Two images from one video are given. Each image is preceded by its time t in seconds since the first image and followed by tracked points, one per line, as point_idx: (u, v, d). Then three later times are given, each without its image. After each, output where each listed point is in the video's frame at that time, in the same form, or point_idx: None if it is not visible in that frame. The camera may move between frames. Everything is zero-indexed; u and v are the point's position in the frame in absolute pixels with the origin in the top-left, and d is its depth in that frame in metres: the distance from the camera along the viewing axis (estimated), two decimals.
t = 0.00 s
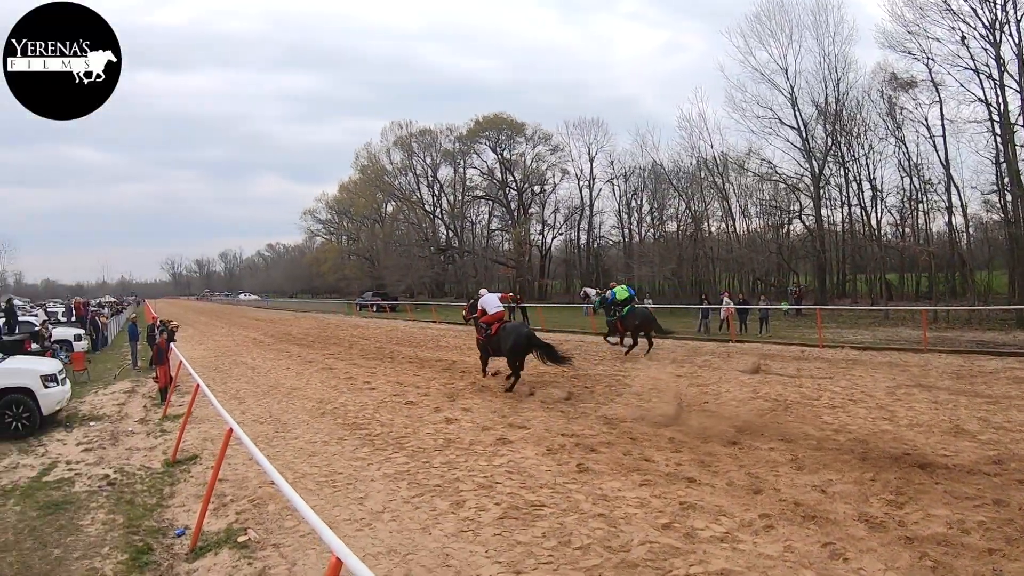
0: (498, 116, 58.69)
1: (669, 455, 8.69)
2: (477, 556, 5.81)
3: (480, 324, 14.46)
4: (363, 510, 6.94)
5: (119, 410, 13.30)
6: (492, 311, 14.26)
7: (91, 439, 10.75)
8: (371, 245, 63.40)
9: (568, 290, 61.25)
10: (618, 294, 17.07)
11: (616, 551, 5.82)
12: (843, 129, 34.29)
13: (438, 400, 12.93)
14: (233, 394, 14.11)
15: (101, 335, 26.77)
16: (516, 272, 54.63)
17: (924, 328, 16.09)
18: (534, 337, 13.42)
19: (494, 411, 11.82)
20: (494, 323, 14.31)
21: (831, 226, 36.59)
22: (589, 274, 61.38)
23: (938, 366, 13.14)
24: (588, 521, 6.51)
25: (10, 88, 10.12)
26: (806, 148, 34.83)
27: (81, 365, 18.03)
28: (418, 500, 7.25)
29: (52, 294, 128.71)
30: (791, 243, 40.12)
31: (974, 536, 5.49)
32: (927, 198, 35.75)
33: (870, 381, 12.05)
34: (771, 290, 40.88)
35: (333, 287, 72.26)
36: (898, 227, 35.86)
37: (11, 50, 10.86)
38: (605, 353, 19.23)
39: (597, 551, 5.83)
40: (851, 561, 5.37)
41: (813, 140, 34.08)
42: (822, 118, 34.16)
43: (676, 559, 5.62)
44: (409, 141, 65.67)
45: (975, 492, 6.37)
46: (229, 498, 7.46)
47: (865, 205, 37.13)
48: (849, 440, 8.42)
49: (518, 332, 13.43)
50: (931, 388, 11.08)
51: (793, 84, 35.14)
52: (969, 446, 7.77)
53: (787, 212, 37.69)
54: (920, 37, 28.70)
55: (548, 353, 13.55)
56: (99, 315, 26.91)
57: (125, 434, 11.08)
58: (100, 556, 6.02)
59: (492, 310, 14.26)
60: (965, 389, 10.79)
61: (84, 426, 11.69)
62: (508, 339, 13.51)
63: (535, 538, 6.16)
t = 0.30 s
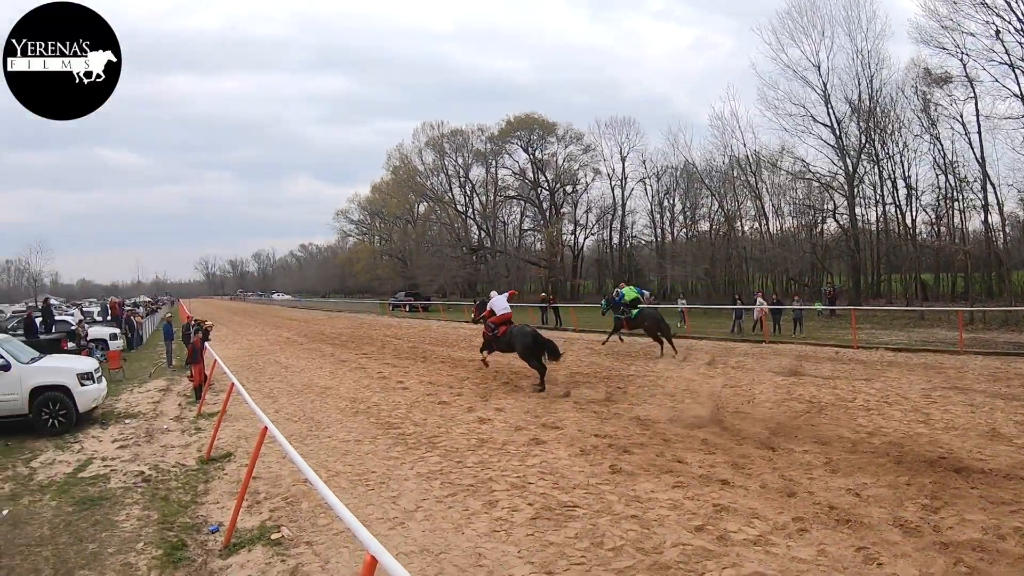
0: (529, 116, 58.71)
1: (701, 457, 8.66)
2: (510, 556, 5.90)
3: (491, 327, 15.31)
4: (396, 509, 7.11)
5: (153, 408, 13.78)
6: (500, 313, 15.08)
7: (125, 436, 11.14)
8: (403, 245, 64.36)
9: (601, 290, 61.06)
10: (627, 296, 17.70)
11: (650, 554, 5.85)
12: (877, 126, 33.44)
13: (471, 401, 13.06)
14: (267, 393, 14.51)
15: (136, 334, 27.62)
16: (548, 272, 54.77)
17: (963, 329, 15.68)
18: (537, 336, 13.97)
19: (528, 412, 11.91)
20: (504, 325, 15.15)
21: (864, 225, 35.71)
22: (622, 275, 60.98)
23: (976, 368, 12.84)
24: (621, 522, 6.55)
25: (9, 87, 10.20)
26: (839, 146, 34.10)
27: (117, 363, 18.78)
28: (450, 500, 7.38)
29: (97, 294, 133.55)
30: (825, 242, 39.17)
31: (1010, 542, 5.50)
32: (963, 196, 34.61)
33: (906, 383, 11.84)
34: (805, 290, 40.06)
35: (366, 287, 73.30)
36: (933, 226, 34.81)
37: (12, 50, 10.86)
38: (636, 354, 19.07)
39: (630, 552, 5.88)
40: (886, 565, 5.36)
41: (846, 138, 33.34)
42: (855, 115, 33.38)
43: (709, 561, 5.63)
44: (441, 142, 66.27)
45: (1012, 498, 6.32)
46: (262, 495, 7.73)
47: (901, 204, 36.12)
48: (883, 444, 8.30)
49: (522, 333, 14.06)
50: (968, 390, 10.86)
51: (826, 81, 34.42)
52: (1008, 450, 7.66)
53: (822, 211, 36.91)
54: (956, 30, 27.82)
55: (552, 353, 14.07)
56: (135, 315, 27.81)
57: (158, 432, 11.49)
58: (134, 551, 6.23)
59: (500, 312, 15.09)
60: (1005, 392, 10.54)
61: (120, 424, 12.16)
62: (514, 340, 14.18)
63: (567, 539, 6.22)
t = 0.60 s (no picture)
0: (559, 116, 58.70)
1: (732, 458, 8.60)
2: (539, 556, 5.98)
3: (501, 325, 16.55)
4: (426, 508, 7.25)
5: (185, 407, 14.22)
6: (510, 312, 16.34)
7: (158, 434, 11.55)
8: (434, 244, 65.00)
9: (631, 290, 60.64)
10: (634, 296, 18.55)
11: (680, 555, 5.86)
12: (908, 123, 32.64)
13: (501, 400, 13.17)
14: (298, 392, 14.85)
15: (167, 333, 28.45)
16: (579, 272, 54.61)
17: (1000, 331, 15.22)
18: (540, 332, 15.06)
19: (558, 412, 11.98)
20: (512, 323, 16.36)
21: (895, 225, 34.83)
22: (652, 275, 60.37)
23: (1016, 370, 12.47)
24: (652, 524, 6.57)
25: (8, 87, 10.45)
26: (871, 144, 33.36)
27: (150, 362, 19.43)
28: (481, 500, 7.49)
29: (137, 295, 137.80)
30: (857, 242, 38.21)
31: None
32: (998, 194, 33.45)
33: (940, 384, 11.60)
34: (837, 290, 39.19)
35: (397, 287, 74.16)
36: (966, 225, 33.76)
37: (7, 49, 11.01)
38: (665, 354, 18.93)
39: (660, 553, 5.90)
40: (917, 570, 5.33)
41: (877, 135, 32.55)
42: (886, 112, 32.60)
43: (740, 564, 5.62)
44: (471, 142, 66.68)
45: None
46: (294, 493, 7.96)
47: (933, 203, 35.11)
48: (916, 446, 8.16)
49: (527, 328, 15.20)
50: (1005, 393, 10.60)
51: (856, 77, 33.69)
52: None
53: (854, 210, 36.06)
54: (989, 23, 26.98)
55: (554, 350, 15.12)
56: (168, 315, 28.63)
57: (191, 430, 11.89)
58: (167, 547, 6.46)
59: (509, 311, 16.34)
60: None
61: (152, 421, 12.59)
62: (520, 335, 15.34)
63: (598, 540, 6.27)
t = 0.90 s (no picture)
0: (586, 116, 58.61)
1: (761, 460, 8.54)
2: (567, 557, 6.05)
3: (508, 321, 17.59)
4: (454, 508, 7.38)
5: (215, 405, 14.63)
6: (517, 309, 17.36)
7: (187, 432, 11.91)
8: (461, 245, 65.47)
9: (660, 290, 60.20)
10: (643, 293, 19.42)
11: (708, 558, 5.87)
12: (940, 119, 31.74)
13: (530, 401, 13.26)
14: (328, 391, 15.16)
15: (197, 332, 29.19)
16: (607, 272, 54.45)
17: None
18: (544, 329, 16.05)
19: (587, 412, 12.04)
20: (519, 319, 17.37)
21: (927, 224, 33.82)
22: (680, 275, 59.78)
23: None
24: (680, 525, 6.59)
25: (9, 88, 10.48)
26: (901, 141, 32.53)
27: (181, 361, 19.91)
28: (510, 499, 7.60)
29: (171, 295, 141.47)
30: (888, 242, 37.24)
31: None
32: None
33: (975, 386, 11.33)
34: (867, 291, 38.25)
35: (425, 287, 74.81)
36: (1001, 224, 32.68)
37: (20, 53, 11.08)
38: (691, 355, 18.79)
39: (687, 555, 5.92)
40: None
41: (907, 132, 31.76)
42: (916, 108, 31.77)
43: (768, 566, 5.62)
44: (498, 142, 66.95)
45: None
46: (323, 492, 8.17)
47: (967, 201, 34.03)
48: (948, 450, 8.01)
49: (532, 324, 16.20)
50: None
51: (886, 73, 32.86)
52: None
53: (884, 208, 35.17)
54: None
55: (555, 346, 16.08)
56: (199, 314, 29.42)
57: (220, 428, 12.25)
58: (196, 543, 6.69)
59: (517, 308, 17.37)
60: None
61: (183, 420, 13.00)
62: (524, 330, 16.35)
63: (625, 541, 6.32)
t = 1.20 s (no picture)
0: (611, 115, 58.36)
1: (788, 462, 8.47)
2: (594, 557, 6.10)
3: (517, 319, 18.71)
4: (481, 508, 7.49)
5: (243, 404, 14.99)
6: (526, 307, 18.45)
7: (215, 430, 12.26)
8: (488, 245, 65.80)
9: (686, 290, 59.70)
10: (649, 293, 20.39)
11: (735, 560, 5.87)
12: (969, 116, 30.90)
13: (556, 401, 13.34)
14: (354, 390, 15.44)
15: (225, 331, 29.86)
16: (633, 271, 54.25)
17: None
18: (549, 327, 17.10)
19: (613, 412, 12.07)
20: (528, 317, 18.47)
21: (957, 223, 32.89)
22: (707, 275, 59.18)
23: None
24: (706, 527, 6.59)
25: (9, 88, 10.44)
26: (929, 139, 31.74)
27: (208, 361, 20.45)
28: (536, 499, 7.68)
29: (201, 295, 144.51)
30: (917, 241, 36.24)
31: None
32: None
33: (1008, 389, 11.08)
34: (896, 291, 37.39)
35: (451, 287, 75.32)
36: None
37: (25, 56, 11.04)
38: (718, 356, 18.64)
39: (713, 557, 5.93)
40: None
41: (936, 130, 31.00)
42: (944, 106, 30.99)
43: (794, 569, 5.61)
44: (524, 142, 67.12)
45: None
46: (350, 490, 8.35)
47: (998, 199, 33.04)
48: (977, 453, 7.92)
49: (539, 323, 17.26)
50: None
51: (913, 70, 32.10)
52: None
53: (912, 207, 34.35)
54: None
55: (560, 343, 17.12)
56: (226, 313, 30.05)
57: (248, 427, 12.57)
58: (223, 540, 6.89)
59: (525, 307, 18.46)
60: None
61: (210, 418, 13.35)
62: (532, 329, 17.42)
63: (652, 542, 6.35)
